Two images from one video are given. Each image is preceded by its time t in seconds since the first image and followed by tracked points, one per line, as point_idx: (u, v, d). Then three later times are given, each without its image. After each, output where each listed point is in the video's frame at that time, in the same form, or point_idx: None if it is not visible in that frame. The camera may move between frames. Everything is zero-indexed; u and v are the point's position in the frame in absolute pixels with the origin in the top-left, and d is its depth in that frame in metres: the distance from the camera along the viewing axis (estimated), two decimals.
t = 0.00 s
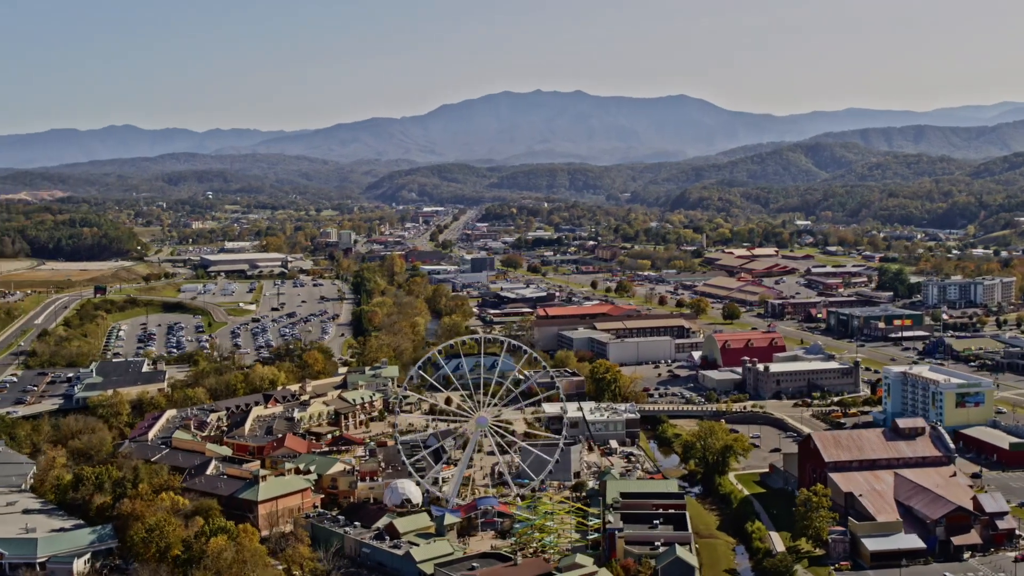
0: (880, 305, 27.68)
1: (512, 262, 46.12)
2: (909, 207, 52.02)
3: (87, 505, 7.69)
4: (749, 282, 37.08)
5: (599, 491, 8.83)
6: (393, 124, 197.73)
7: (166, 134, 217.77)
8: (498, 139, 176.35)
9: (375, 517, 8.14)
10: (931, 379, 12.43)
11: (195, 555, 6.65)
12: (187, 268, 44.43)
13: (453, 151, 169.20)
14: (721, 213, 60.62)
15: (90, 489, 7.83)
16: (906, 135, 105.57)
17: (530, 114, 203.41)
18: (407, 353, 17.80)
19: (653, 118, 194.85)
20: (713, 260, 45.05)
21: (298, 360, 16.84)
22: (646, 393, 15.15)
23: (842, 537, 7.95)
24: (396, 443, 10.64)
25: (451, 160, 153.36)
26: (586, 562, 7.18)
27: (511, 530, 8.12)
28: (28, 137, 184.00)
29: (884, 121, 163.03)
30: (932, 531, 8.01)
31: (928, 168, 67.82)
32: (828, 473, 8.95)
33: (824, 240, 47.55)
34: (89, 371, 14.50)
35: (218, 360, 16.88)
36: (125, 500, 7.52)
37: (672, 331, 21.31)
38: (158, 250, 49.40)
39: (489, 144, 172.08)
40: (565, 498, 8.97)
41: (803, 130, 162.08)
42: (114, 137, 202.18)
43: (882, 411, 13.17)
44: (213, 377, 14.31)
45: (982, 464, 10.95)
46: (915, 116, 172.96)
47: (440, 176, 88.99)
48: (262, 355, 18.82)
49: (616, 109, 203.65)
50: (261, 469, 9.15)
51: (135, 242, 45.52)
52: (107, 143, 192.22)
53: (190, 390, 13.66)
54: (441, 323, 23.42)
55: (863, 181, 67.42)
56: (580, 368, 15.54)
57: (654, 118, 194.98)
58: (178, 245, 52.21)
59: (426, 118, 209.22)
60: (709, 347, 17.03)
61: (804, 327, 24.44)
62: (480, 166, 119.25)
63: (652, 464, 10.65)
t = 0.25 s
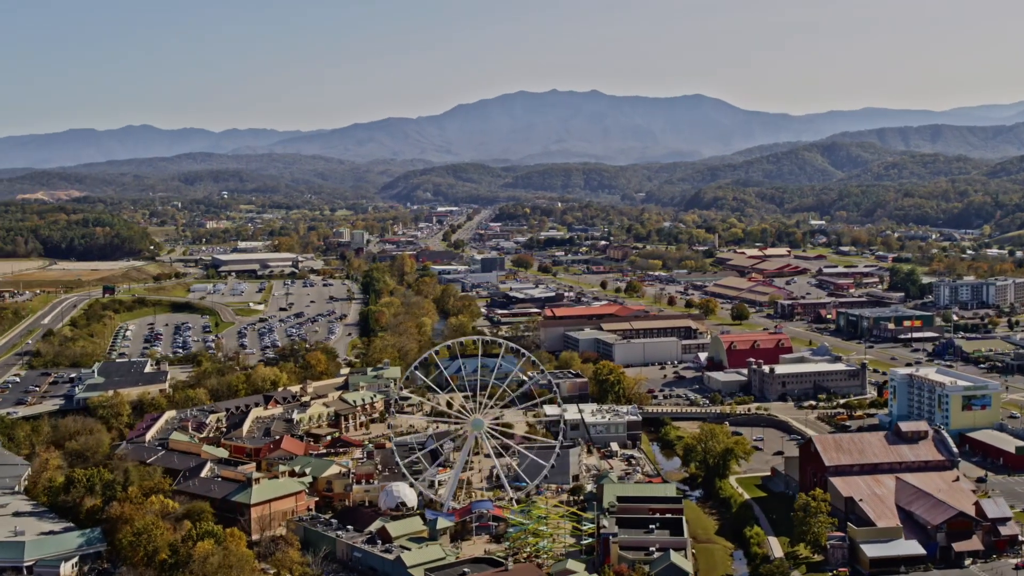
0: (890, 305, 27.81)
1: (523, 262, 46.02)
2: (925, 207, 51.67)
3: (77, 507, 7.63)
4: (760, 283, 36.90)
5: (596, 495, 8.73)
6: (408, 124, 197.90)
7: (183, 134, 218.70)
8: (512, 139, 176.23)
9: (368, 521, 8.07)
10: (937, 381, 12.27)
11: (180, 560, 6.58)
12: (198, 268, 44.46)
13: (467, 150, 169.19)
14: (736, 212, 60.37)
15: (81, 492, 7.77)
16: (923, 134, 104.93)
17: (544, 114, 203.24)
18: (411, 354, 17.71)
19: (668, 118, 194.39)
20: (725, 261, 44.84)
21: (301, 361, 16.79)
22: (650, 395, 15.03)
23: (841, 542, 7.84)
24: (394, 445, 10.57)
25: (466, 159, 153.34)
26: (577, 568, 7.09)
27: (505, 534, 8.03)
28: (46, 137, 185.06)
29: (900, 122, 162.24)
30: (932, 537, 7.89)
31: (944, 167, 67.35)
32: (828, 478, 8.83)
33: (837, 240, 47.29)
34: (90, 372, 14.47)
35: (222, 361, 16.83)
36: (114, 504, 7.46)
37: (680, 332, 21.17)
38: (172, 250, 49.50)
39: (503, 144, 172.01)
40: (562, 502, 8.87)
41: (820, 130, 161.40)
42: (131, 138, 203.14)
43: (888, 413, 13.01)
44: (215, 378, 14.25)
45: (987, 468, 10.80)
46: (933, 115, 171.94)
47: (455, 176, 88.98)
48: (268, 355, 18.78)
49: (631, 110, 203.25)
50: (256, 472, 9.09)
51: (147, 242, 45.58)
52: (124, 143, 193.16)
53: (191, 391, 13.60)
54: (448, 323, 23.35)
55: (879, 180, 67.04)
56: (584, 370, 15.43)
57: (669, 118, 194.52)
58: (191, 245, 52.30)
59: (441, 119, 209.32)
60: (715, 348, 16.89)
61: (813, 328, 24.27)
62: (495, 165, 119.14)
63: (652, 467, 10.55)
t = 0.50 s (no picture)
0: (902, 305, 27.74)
1: (535, 261, 45.91)
2: (941, 206, 51.33)
3: (68, 509, 7.59)
4: (772, 283, 36.72)
5: (595, 499, 8.64)
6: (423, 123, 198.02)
7: (200, 134, 219.58)
8: (527, 138, 176.07)
9: (362, 524, 8.01)
10: (944, 385, 12.12)
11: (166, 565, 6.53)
12: (210, 267, 44.52)
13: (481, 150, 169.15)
14: (751, 212, 60.11)
15: (72, 494, 7.71)
16: (941, 133, 104.27)
17: (559, 113, 202.95)
18: (416, 353, 17.64)
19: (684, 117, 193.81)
20: (736, 261, 44.63)
21: (304, 361, 16.77)
22: (654, 396, 14.92)
23: (840, 548, 7.73)
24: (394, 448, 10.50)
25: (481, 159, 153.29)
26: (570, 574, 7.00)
27: (499, 539, 7.94)
28: (65, 137, 186.08)
29: (917, 121, 161.35)
30: (933, 542, 7.78)
31: (962, 166, 66.88)
32: (829, 482, 8.73)
33: (851, 240, 47.02)
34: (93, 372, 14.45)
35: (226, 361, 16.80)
36: (104, 507, 7.39)
37: (687, 332, 21.05)
38: (185, 250, 49.60)
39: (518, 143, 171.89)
40: (559, 508, 8.78)
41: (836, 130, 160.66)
42: (149, 138, 204.01)
43: (895, 416, 12.87)
44: (218, 379, 14.21)
45: (993, 472, 10.66)
46: (951, 114, 170.87)
47: (470, 176, 88.94)
48: (274, 356, 18.74)
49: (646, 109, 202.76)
50: (252, 474, 9.03)
51: (160, 242, 45.69)
52: (141, 143, 193.97)
53: (193, 392, 13.55)
54: (455, 323, 23.28)
55: (896, 180, 66.65)
56: (589, 371, 15.35)
57: (685, 117, 193.92)
58: (205, 245, 52.43)
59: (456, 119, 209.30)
60: (721, 349, 16.77)
61: (823, 328, 24.09)
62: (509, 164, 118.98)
63: (653, 471, 10.45)
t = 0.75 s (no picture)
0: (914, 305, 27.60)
1: (547, 261, 45.79)
2: (958, 206, 50.94)
3: (59, 512, 7.55)
4: (785, 283, 36.52)
5: (593, 502, 8.55)
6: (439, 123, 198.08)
7: (217, 134, 220.28)
8: (543, 138, 175.88)
9: (357, 528, 7.94)
10: (951, 387, 11.95)
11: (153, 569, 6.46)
12: (223, 267, 44.55)
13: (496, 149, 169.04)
14: (766, 212, 59.82)
15: (64, 496, 7.66)
16: (960, 132, 103.57)
17: (575, 113, 202.61)
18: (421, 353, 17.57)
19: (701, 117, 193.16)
20: (749, 261, 44.39)
21: (309, 361, 16.72)
22: (660, 398, 14.81)
23: (839, 553, 7.61)
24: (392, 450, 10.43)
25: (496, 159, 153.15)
26: None
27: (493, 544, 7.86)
28: (83, 137, 186.99)
29: (935, 120, 160.37)
30: (934, 549, 7.65)
31: (980, 165, 66.36)
32: (830, 486, 8.61)
33: (866, 239, 46.71)
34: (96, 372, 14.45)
35: (231, 362, 16.78)
36: (93, 509, 7.32)
37: (696, 333, 20.91)
38: (199, 249, 49.69)
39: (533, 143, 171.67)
40: (556, 512, 8.69)
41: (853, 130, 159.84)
42: (166, 139, 204.79)
43: (902, 418, 12.72)
44: (220, 380, 14.16)
45: (999, 476, 10.51)
46: (969, 113, 169.75)
47: (485, 175, 88.82)
48: (280, 356, 18.70)
49: (662, 109, 202.19)
50: (247, 477, 8.98)
51: (173, 242, 45.76)
52: (159, 143, 194.71)
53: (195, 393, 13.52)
54: (464, 323, 23.20)
55: (913, 179, 66.23)
56: (595, 372, 15.26)
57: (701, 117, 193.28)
58: (219, 244, 52.52)
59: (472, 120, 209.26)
60: (728, 351, 16.64)
61: (834, 329, 23.92)
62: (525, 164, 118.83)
63: (653, 474, 10.34)
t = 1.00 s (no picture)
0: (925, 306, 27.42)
1: (559, 261, 45.65)
2: (976, 205, 50.52)
3: (50, 514, 7.51)
4: (797, 283, 36.34)
5: (590, 507, 8.46)
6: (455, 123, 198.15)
7: (235, 134, 221.03)
8: (559, 138, 175.69)
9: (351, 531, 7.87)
10: (959, 390, 11.79)
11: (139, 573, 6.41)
12: (235, 267, 44.59)
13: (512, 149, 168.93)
14: (782, 212, 59.51)
15: (56, 499, 7.63)
16: (980, 131, 102.79)
17: (591, 112, 202.26)
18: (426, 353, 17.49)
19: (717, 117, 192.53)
20: (762, 261, 44.13)
21: (314, 362, 16.67)
22: (665, 400, 14.70)
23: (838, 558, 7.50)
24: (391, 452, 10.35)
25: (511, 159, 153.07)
26: None
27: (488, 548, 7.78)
28: (102, 137, 187.94)
29: (954, 120, 159.39)
30: (936, 555, 7.52)
31: (999, 165, 65.80)
32: (831, 491, 8.49)
33: (882, 239, 46.37)
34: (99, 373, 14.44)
35: (236, 363, 16.75)
36: (84, 512, 7.32)
37: (704, 334, 20.77)
38: (213, 249, 49.78)
39: (549, 143, 171.47)
40: (553, 517, 8.59)
41: (870, 130, 158.94)
42: (184, 139, 205.61)
43: (909, 421, 12.56)
44: (223, 381, 14.12)
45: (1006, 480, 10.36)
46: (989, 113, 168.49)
47: (501, 175, 88.74)
48: (285, 356, 18.66)
49: (679, 109, 201.59)
50: (242, 479, 8.92)
51: (186, 241, 45.84)
52: (177, 143, 195.52)
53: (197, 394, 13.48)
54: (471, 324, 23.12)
55: (932, 178, 65.76)
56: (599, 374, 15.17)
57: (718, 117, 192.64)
58: (233, 244, 52.60)
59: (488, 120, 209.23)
60: (735, 352, 16.52)
61: (845, 330, 23.73)
62: (541, 164, 118.66)
63: (655, 476, 10.24)
